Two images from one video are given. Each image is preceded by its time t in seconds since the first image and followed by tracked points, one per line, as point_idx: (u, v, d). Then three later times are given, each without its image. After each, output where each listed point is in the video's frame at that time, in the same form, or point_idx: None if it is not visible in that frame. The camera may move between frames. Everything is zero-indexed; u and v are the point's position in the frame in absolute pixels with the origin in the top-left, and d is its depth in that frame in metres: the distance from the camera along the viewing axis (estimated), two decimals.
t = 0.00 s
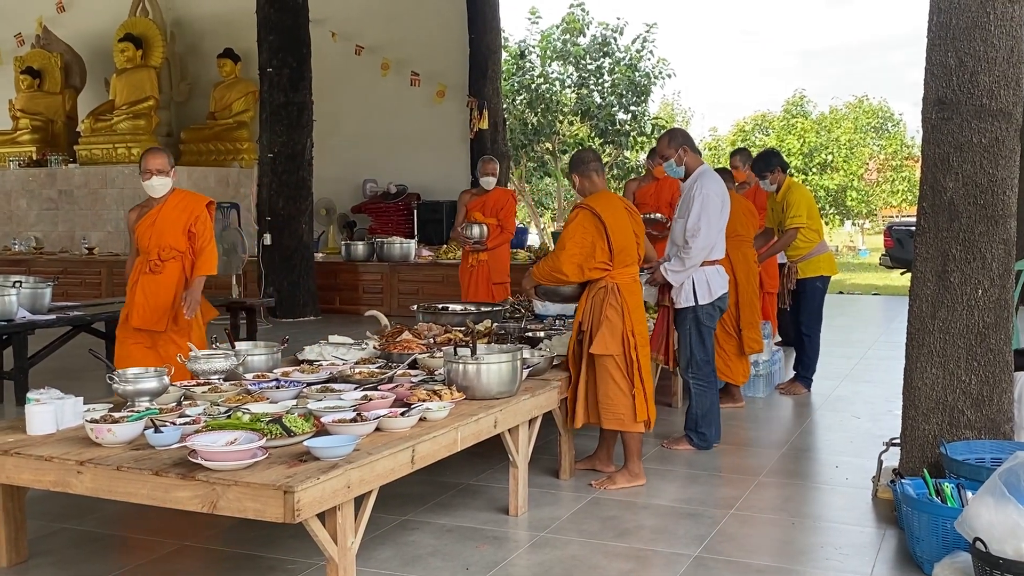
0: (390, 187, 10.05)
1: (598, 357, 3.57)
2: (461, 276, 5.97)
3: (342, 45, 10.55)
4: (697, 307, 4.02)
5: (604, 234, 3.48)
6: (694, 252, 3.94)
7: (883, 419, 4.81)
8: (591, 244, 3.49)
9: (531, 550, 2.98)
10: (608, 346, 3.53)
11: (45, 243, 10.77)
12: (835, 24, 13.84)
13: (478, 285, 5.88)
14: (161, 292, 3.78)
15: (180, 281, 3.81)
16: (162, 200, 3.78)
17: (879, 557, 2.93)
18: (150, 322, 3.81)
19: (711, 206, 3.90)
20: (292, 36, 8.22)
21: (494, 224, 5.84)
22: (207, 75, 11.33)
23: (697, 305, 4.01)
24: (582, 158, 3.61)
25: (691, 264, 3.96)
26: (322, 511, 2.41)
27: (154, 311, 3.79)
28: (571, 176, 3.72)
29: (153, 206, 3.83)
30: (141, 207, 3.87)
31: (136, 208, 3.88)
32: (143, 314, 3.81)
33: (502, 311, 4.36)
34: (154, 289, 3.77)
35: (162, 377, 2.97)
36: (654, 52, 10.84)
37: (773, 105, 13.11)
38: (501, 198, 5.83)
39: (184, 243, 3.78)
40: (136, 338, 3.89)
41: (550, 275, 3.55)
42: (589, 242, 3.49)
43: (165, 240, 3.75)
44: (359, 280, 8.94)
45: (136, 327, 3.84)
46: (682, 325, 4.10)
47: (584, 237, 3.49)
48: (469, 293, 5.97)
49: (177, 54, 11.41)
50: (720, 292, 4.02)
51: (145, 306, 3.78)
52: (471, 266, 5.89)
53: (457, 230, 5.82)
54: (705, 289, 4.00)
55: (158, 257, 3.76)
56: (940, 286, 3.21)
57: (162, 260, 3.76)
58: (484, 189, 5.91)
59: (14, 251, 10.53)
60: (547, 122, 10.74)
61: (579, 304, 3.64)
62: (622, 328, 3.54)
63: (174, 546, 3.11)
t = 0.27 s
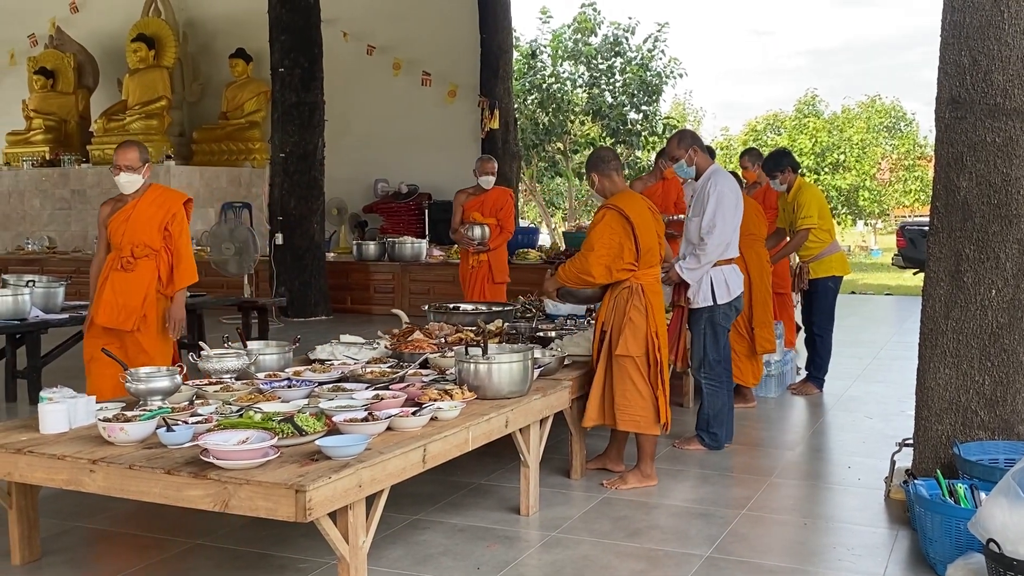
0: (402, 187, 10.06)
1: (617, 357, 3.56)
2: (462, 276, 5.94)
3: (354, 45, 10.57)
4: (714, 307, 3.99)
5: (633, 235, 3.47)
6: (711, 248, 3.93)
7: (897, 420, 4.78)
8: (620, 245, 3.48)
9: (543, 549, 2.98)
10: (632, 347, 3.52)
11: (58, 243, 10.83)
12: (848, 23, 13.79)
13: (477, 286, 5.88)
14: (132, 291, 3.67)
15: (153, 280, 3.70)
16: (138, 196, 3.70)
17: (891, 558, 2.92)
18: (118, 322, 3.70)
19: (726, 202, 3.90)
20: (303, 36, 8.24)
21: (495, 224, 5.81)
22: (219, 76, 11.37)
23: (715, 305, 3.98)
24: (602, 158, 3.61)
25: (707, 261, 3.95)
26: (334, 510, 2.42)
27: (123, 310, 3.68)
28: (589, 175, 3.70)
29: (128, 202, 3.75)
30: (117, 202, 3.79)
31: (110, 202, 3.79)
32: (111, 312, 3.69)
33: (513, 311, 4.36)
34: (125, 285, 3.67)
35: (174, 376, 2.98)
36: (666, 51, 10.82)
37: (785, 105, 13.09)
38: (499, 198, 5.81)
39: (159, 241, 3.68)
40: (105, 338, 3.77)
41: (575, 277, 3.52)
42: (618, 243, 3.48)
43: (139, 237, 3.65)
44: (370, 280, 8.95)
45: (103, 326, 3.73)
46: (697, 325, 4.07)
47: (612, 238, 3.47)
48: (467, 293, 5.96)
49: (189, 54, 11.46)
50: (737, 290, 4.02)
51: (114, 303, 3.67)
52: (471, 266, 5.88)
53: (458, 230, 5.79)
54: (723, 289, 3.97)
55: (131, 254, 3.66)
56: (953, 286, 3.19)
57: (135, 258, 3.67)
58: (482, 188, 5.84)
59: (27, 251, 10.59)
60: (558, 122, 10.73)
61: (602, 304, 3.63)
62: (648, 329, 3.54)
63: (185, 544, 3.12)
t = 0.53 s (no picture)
0: (419, 186, 10.08)
1: (639, 356, 3.58)
2: (472, 275, 5.94)
3: (372, 44, 10.59)
4: (740, 306, 3.98)
5: (659, 233, 3.45)
6: (733, 247, 3.89)
7: (917, 420, 4.75)
8: (646, 244, 3.46)
9: (559, 548, 2.97)
10: (653, 347, 3.53)
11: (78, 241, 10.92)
12: (868, 21, 13.70)
13: (486, 287, 5.86)
14: (119, 298, 3.58)
15: (141, 286, 3.61)
16: (128, 200, 3.61)
17: (911, 559, 2.90)
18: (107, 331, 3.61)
19: (748, 201, 3.87)
20: (322, 35, 8.26)
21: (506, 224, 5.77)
22: (238, 75, 11.43)
23: (740, 303, 3.96)
24: (623, 155, 3.60)
25: (730, 260, 3.91)
26: (351, 508, 2.42)
27: (111, 318, 3.58)
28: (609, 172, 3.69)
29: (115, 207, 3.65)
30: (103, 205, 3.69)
31: (96, 206, 3.69)
32: (99, 321, 3.60)
33: (530, 310, 4.36)
34: (112, 293, 3.57)
35: (193, 374, 2.99)
36: (684, 50, 10.79)
37: (804, 104, 13.03)
38: (511, 198, 5.74)
39: (147, 247, 3.59)
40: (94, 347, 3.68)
41: (600, 275, 3.49)
42: (643, 241, 3.46)
43: (127, 242, 3.56)
44: (388, 278, 8.97)
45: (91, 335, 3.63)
46: (721, 325, 4.06)
47: (638, 236, 3.45)
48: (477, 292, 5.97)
49: (208, 53, 11.52)
50: (760, 290, 3.98)
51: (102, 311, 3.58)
52: (480, 266, 5.85)
53: (468, 230, 5.77)
54: (747, 287, 3.95)
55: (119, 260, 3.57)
56: (973, 286, 3.17)
57: (123, 264, 3.57)
58: (495, 188, 5.78)
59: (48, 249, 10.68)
60: (575, 121, 10.72)
61: (623, 302, 3.62)
62: (670, 328, 3.55)
63: (203, 541, 3.13)
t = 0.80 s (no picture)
0: (442, 184, 10.13)
1: (664, 353, 3.57)
2: (487, 275, 5.78)
3: (396, 43, 10.64)
4: (769, 305, 3.94)
5: (684, 227, 3.49)
6: (763, 246, 3.87)
7: (944, 420, 4.71)
8: (672, 238, 3.48)
9: (584, 546, 2.98)
10: (680, 342, 3.54)
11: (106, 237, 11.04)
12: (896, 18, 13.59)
13: (504, 284, 5.69)
14: (119, 294, 3.41)
15: (143, 283, 3.46)
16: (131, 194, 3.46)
17: (937, 560, 2.88)
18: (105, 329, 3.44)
19: (778, 199, 3.86)
20: (347, 34, 8.30)
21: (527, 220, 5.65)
22: (264, 73, 11.51)
23: (770, 302, 3.93)
24: (642, 155, 3.61)
25: (760, 259, 3.89)
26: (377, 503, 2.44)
27: (108, 316, 3.41)
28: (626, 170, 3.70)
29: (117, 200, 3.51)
30: (104, 198, 3.54)
31: (96, 199, 3.53)
32: (98, 318, 3.43)
33: (554, 308, 4.36)
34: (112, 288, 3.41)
35: (221, 369, 3.02)
36: (709, 47, 10.76)
37: (829, 102, 12.97)
38: (532, 193, 5.65)
39: (150, 242, 3.44)
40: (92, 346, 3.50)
41: (627, 268, 3.50)
42: (670, 235, 3.48)
43: (128, 236, 3.41)
44: (411, 275, 9.00)
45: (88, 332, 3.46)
46: (749, 324, 4.01)
47: (665, 230, 3.47)
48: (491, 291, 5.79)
49: (235, 52, 11.60)
50: (789, 289, 3.96)
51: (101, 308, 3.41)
52: (498, 263, 5.71)
53: (486, 226, 5.66)
54: (776, 286, 3.93)
55: (120, 255, 3.42)
56: (1002, 285, 3.14)
57: (124, 259, 3.42)
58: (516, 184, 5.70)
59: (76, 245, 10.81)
60: (599, 119, 10.71)
61: (645, 299, 3.62)
62: (693, 324, 3.56)
63: (230, 536, 3.16)
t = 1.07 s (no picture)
0: (470, 180, 10.18)
1: (697, 347, 3.55)
2: (506, 273, 5.69)
3: (425, 39, 10.66)
4: (803, 305, 3.89)
5: (714, 218, 3.51)
6: (796, 248, 3.83)
7: (977, 420, 4.66)
8: (703, 230, 3.50)
9: (613, 544, 2.98)
10: (715, 334, 3.53)
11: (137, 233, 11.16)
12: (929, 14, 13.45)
13: (525, 283, 5.63)
14: (125, 298, 3.28)
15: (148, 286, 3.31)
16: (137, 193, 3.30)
17: (971, 560, 2.85)
18: (110, 333, 3.30)
19: (814, 200, 3.81)
20: (378, 31, 8.33)
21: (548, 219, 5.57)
22: (294, 70, 11.56)
23: (803, 303, 3.88)
24: (661, 155, 3.61)
25: (793, 260, 3.85)
26: (408, 498, 2.45)
27: (114, 319, 3.27)
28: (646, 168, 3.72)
29: (121, 198, 3.34)
30: (108, 195, 3.37)
31: (98, 197, 3.37)
32: (102, 322, 3.29)
33: (582, 305, 4.36)
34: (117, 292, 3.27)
35: (254, 363, 3.05)
36: (739, 43, 10.69)
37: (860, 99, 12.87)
38: (554, 192, 5.57)
39: (156, 244, 3.28)
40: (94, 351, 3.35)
41: (659, 260, 3.52)
42: (701, 227, 3.50)
43: (133, 238, 3.25)
44: (439, 271, 9.02)
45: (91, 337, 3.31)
46: (787, 325, 3.95)
47: (696, 222, 3.49)
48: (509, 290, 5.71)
49: (265, 49, 11.67)
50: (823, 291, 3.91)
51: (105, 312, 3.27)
52: (517, 262, 5.63)
53: (505, 225, 5.56)
54: (809, 287, 3.88)
55: (124, 257, 3.26)
56: None
57: (129, 261, 3.27)
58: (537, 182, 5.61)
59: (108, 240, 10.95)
60: (627, 115, 10.67)
61: (675, 294, 3.60)
62: (722, 316, 3.57)
63: (262, 529, 3.19)
